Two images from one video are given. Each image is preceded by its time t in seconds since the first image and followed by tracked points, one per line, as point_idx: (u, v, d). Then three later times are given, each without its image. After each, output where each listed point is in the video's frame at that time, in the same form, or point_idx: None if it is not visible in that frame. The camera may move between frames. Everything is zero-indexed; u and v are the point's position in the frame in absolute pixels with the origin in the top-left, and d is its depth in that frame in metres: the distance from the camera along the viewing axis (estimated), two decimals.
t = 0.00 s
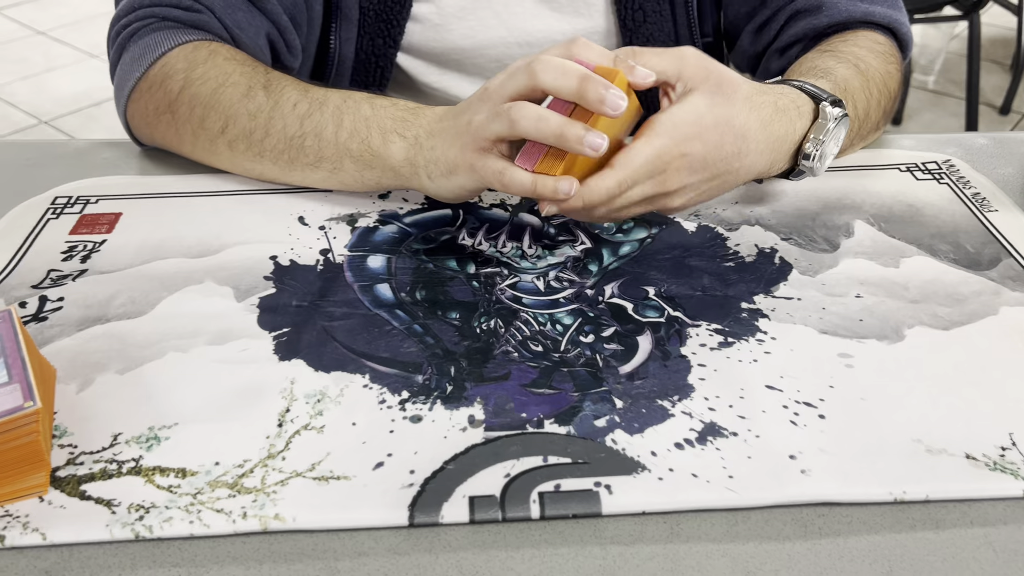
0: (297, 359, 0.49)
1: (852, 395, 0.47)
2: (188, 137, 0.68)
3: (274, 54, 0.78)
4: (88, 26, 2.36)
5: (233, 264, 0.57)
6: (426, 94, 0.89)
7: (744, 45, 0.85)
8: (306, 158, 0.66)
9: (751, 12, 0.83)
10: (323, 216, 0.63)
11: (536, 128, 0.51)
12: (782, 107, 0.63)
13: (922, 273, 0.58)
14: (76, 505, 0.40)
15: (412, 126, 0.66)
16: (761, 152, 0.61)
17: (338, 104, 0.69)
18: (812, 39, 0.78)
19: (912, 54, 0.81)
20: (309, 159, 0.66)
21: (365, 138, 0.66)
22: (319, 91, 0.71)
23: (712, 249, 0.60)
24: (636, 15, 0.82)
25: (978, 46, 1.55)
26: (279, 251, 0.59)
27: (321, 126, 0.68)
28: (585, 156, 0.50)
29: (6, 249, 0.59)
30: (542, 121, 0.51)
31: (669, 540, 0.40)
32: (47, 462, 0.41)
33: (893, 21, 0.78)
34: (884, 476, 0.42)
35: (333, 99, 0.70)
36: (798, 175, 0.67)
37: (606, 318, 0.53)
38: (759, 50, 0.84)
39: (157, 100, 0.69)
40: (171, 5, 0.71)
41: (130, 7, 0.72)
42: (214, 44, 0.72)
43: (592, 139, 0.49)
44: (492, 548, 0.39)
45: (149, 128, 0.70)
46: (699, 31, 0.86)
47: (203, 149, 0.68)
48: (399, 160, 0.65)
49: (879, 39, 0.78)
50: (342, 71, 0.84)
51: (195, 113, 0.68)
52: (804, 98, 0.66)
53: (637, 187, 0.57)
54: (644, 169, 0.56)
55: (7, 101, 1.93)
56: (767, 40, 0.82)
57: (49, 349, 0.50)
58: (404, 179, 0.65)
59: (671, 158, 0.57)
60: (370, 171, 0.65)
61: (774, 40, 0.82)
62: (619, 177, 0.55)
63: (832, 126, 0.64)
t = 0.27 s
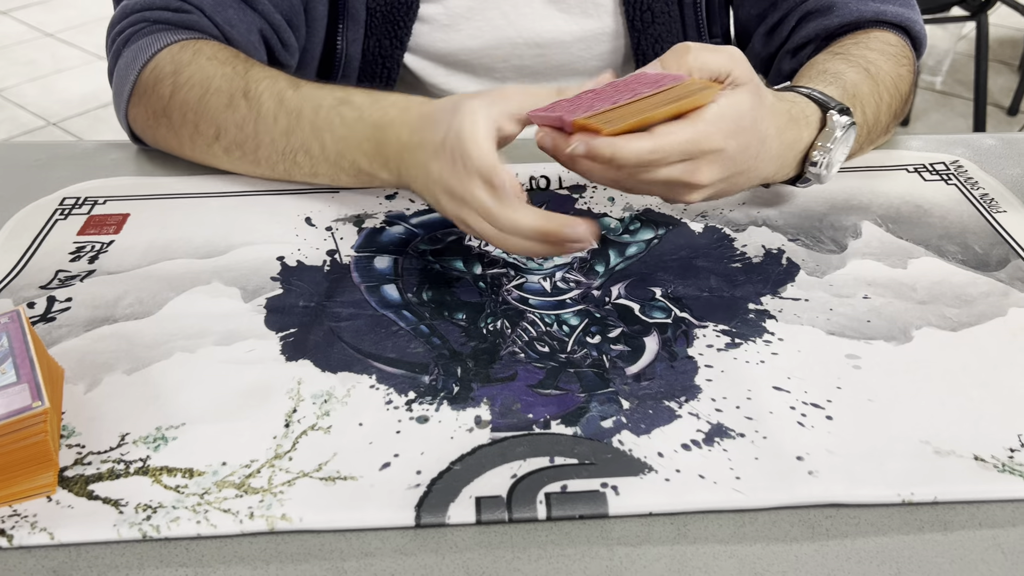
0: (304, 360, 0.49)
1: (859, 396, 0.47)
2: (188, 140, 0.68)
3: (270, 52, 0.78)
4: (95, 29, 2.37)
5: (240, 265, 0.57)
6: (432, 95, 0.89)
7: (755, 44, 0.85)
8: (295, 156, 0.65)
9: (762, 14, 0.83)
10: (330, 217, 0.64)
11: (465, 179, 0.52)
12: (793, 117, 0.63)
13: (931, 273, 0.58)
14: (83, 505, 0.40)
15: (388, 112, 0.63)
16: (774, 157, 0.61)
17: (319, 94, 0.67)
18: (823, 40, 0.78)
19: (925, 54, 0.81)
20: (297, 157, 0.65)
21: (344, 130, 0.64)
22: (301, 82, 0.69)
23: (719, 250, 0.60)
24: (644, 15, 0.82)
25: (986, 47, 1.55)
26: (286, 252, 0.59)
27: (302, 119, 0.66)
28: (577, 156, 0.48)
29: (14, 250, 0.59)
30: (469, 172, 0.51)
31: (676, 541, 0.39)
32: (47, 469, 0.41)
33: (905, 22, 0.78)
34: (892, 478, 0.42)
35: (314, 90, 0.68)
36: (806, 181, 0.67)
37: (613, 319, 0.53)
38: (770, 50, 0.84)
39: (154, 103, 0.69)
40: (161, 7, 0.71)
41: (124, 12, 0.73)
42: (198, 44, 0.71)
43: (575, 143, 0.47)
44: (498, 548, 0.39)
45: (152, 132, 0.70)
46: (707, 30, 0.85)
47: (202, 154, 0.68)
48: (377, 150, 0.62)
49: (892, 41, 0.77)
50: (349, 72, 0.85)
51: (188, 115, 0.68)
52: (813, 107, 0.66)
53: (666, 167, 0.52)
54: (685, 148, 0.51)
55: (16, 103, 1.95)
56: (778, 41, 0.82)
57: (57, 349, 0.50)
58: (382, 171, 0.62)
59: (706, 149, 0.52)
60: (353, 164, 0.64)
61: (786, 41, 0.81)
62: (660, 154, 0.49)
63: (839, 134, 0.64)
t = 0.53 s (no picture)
0: (307, 360, 0.49)
1: (863, 397, 0.47)
2: (183, 151, 0.69)
3: (269, 52, 0.78)
4: (99, 30, 2.37)
5: (244, 265, 0.57)
6: (435, 96, 0.89)
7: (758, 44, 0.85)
8: (282, 177, 0.65)
9: (766, 14, 0.83)
10: (333, 217, 0.64)
11: (470, 203, 0.53)
12: (810, 106, 0.63)
13: (935, 274, 0.58)
14: (87, 505, 0.40)
15: (375, 146, 0.63)
16: (807, 148, 0.61)
17: (309, 121, 0.68)
18: (828, 39, 0.77)
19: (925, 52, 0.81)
20: (283, 178, 0.65)
21: (332, 158, 0.64)
22: (292, 105, 0.69)
23: (723, 250, 0.60)
24: (647, 15, 0.82)
25: (989, 47, 1.54)
26: (289, 252, 0.59)
27: (289, 142, 0.66)
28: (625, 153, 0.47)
29: (17, 250, 0.59)
30: (474, 194, 0.52)
31: (680, 542, 0.39)
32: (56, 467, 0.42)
33: (908, 22, 0.77)
34: (896, 479, 0.42)
35: (305, 116, 0.68)
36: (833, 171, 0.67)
37: (616, 319, 0.53)
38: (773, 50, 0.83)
39: (150, 111, 0.70)
40: (159, 9, 0.71)
41: (125, 13, 0.73)
42: (192, 52, 0.71)
43: (623, 140, 0.46)
44: (502, 549, 0.39)
45: (150, 139, 0.71)
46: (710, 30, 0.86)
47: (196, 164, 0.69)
48: (365, 185, 0.62)
49: (896, 38, 0.77)
50: (351, 74, 0.85)
51: (180, 127, 0.68)
52: (826, 96, 0.66)
53: (717, 159, 0.51)
54: (735, 138, 0.50)
55: (20, 104, 1.95)
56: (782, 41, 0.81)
57: (61, 349, 0.50)
58: (371, 202, 0.64)
59: (756, 138, 0.51)
60: (339, 192, 0.64)
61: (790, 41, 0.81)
62: (710, 143, 0.49)
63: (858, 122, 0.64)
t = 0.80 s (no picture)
0: (309, 360, 0.49)
1: (866, 397, 0.47)
2: (183, 151, 0.69)
3: (269, 51, 0.78)
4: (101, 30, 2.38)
5: (245, 265, 0.57)
6: (437, 95, 0.89)
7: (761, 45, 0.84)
8: (281, 178, 0.65)
9: (768, 14, 0.83)
10: (334, 217, 0.64)
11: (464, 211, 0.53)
12: (818, 102, 0.63)
13: (937, 274, 0.57)
14: (89, 505, 0.40)
15: (374, 148, 0.64)
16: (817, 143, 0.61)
17: (308, 122, 0.68)
18: (830, 39, 0.77)
19: (927, 52, 0.81)
20: (283, 179, 0.65)
21: (330, 159, 0.64)
22: (291, 106, 0.69)
23: (725, 250, 0.60)
24: (650, 14, 0.82)
25: (992, 46, 1.54)
26: (291, 252, 0.59)
27: (289, 142, 0.66)
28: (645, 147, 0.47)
29: (19, 250, 0.59)
30: (469, 203, 0.52)
31: (682, 542, 0.39)
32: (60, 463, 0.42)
33: (910, 22, 0.77)
34: (898, 479, 0.42)
35: (305, 117, 0.68)
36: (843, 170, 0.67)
37: (618, 319, 0.53)
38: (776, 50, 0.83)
39: (151, 110, 0.70)
40: (159, 9, 0.71)
41: (125, 14, 0.73)
42: (192, 53, 0.71)
43: (644, 133, 0.46)
44: (503, 549, 0.39)
45: (151, 138, 0.71)
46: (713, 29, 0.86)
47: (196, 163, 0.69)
48: (364, 186, 0.63)
49: (899, 38, 0.77)
50: (352, 72, 0.85)
51: (179, 127, 0.68)
52: (833, 93, 0.65)
53: (736, 151, 0.51)
54: (755, 131, 0.50)
55: (23, 104, 1.95)
56: (783, 42, 0.81)
57: (62, 349, 0.50)
58: (369, 203, 0.64)
59: (775, 130, 0.51)
60: (338, 193, 0.64)
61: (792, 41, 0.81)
62: (730, 137, 0.49)
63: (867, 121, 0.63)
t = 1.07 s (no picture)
0: (309, 360, 0.49)
1: (866, 397, 0.47)
2: (183, 152, 0.69)
3: (267, 50, 0.78)
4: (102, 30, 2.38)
5: (245, 264, 0.57)
6: (437, 95, 0.89)
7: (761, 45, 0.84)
8: (280, 177, 0.65)
9: (768, 13, 0.83)
10: (335, 217, 0.63)
11: (458, 210, 0.53)
12: (819, 102, 0.63)
13: (938, 274, 0.57)
14: (89, 504, 0.40)
15: (373, 146, 0.64)
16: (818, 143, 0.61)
17: (307, 121, 0.68)
18: (831, 38, 0.77)
19: (928, 51, 0.81)
20: (281, 178, 0.65)
21: (329, 158, 0.64)
22: (290, 105, 0.69)
23: (725, 250, 0.60)
24: (652, 13, 0.82)
25: (992, 47, 1.54)
26: (291, 251, 0.59)
27: (287, 141, 0.66)
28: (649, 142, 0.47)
29: (19, 250, 0.59)
30: (461, 202, 0.52)
31: (682, 542, 0.39)
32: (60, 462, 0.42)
33: (909, 22, 0.77)
34: (899, 479, 0.42)
35: (303, 116, 0.68)
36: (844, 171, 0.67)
37: (618, 319, 0.53)
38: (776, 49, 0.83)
39: (150, 111, 0.70)
40: (157, 8, 0.71)
41: (123, 14, 0.73)
42: (191, 53, 0.71)
43: (647, 126, 0.46)
44: (504, 549, 0.39)
45: (150, 139, 0.71)
46: (715, 28, 0.86)
47: (196, 164, 0.69)
48: (362, 184, 0.63)
49: (899, 38, 0.77)
50: (350, 70, 0.85)
51: (179, 128, 0.68)
52: (834, 93, 0.65)
53: (741, 150, 0.51)
54: (760, 128, 0.50)
55: (23, 104, 1.95)
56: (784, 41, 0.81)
57: (62, 348, 0.50)
58: (367, 202, 0.64)
59: (779, 128, 0.51)
60: (337, 192, 0.64)
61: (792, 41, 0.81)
62: (735, 133, 0.49)
63: (867, 122, 0.63)
